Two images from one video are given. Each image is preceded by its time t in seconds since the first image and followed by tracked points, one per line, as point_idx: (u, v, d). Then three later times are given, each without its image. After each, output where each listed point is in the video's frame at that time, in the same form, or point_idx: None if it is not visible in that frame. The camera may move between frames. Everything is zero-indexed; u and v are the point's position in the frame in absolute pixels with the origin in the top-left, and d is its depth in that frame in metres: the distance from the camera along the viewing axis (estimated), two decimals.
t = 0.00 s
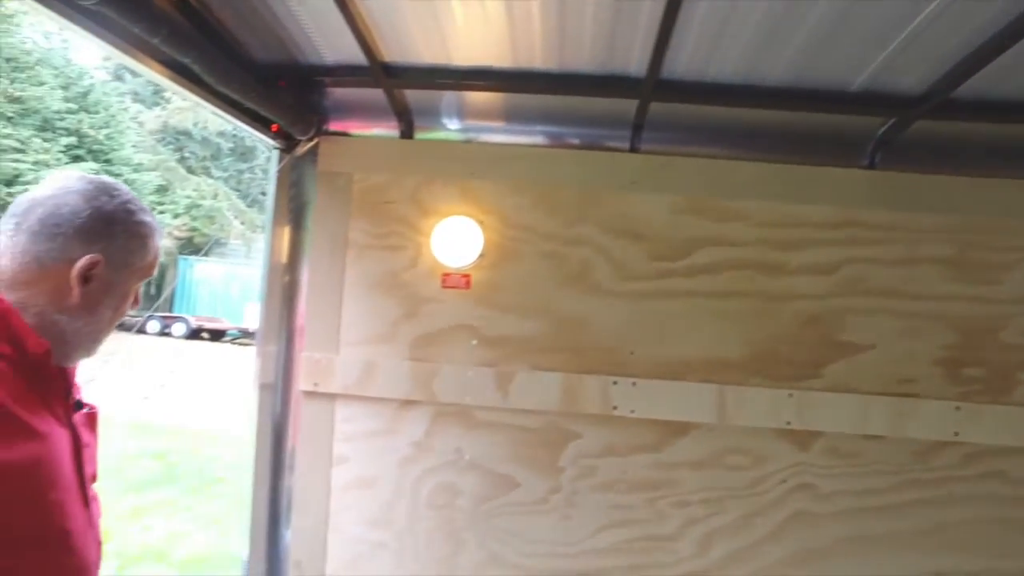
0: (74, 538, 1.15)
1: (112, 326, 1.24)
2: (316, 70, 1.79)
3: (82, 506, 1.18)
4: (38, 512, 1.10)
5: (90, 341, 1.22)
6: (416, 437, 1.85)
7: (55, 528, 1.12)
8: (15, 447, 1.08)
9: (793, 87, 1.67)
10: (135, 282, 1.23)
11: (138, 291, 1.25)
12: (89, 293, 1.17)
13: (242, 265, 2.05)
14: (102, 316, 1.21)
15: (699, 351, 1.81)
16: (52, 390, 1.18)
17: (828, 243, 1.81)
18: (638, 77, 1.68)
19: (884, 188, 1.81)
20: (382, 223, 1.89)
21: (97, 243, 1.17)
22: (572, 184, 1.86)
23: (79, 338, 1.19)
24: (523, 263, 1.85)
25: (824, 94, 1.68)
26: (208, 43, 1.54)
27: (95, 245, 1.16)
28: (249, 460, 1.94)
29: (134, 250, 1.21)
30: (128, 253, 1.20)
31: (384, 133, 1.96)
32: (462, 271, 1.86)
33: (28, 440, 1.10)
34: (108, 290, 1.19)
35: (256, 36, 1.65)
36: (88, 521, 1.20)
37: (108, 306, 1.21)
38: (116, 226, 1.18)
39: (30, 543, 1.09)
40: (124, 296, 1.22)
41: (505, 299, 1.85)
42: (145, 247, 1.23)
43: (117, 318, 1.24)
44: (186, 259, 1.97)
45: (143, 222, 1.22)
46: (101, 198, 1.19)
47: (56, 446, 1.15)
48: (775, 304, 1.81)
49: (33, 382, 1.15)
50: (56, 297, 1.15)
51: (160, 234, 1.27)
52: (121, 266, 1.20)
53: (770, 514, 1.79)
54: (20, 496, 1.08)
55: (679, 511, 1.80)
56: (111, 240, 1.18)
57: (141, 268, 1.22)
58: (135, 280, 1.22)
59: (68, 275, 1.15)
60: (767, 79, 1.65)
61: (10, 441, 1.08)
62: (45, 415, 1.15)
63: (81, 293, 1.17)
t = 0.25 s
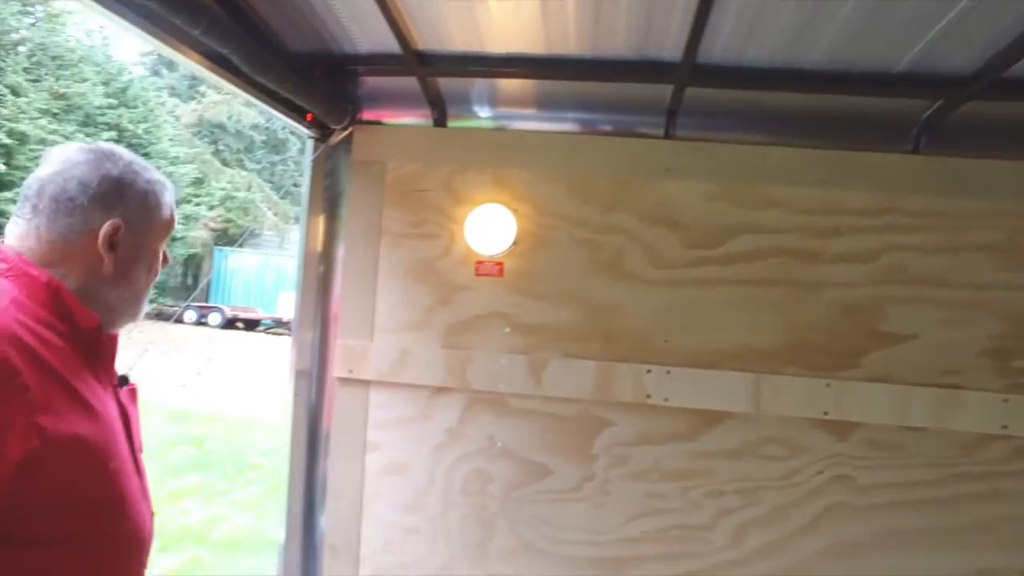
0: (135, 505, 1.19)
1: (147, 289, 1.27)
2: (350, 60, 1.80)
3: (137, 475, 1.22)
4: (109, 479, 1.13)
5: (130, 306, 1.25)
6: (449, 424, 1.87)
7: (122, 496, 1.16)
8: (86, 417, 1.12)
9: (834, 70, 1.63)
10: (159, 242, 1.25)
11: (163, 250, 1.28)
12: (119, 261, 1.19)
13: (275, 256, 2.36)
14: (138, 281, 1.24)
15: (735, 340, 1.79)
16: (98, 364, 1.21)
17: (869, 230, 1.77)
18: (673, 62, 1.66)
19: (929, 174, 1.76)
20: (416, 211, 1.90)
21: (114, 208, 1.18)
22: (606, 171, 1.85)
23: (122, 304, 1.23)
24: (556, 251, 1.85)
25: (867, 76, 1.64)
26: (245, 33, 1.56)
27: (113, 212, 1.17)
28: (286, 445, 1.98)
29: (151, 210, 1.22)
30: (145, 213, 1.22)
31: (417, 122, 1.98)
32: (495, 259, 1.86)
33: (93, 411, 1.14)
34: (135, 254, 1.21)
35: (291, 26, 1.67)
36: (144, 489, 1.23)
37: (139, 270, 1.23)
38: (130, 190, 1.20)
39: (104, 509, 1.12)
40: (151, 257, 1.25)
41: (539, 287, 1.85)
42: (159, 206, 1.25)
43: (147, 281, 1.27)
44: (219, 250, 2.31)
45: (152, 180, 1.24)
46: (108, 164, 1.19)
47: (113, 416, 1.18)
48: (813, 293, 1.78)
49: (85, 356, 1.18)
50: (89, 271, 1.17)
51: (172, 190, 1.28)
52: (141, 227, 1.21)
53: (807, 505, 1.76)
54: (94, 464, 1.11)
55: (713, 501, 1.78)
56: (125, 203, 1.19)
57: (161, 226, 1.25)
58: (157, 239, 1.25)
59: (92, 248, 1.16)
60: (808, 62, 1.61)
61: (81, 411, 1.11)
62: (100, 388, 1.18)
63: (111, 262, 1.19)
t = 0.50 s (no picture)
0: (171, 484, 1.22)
1: (161, 258, 1.29)
2: (373, 51, 1.81)
3: (169, 456, 1.25)
4: (148, 457, 1.16)
5: (148, 277, 1.28)
6: (472, 414, 1.87)
7: (160, 473, 1.18)
8: (122, 400, 1.14)
9: (864, 56, 1.60)
10: (159, 211, 1.26)
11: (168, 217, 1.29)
12: (126, 235, 1.20)
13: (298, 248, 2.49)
14: (150, 251, 1.26)
15: (760, 331, 1.77)
16: (123, 350, 1.24)
17: (899, 220, 1.74)
18: (699, 50, 1.64)
19: (962, 162, 1.72)
20: (440, 201, 1.91)
21: (107, 182, 1.18)
22: (630, 161, 1.83)
23: (141, 275, 1.25)
24: (579, 241, 1.84)
25: (898, 62, 1.61)
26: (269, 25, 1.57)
27: (108, 187, 1.18)
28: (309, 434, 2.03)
29: (145, 178, 1.23)
30: (139, 182, 1.22)
31: (442, 112, 1.99)
32: (518, 250, 1.86)
33: (127, 394, 1.16)
34: (138, 225, 1.22)
35: (316, 18, 1.68)
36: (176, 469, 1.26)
37: (147, 241, 1.25)
38: (119, 162, 1.19)
39: (145, 486, 1.15)
40: (155, 225, 1.26)
41: (562, 277, 1.85)
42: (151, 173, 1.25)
43: (158, 251, 1.28)
44: (247, 243, 2.37)
45: (139, 148, 1.23)
46: (91, 140, 1.18)
47: (144, 399, 1.21)
48: (841, 284, 1.75)
49: (112, 342, 1.21)
50: (100, 251, 1.18)
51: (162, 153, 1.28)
52: (137, 197, 1.22)
53: (833, 500, 1.74)
54: (134, 444, 1.14)
55: (737, 494, 1.77)
56: (117, 176, 1.19)
57: (159, 192, 1.25)
58: (158, 206, 1.25)
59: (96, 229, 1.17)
60: (837, 49, 1.58)
61: (118, 394, 1.14)
62: (129, 372, 1.21)
63: (118, 238, 1.20)
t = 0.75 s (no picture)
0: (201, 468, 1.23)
1: (176, 234, 1.28)
2: (393, 41, 1.81)
3: (196, 440, 1.26)
4: (178, 440, 1.17)
5: (166, 253, 1.28)
6: (492, 405, 1.88)
7: (190, 456, 1.20)
8: (150, 385, 1.15)
9: (892, 42, 1.57)
10: (167, 188, 1.24)
11: (175, 192, 1.27)
12: (135, 216, 1.19)
13: (321, 239, 2.57)
14: (162, 229, 1.25)
15: (783, 323, 1.75)
16: (149, 336, 1.24)
17: (928, 210, 1.70)
18: (722, 38, 1.62)
19: (994, 151, 1.68)
20: (460, 192, 1.91)
21: (107, 165, 1.16)
22: (651, 152, 1.82)
23: (158, 254, 1.25)
24: (600, 232, 1.84)
25: (928, 49, 1.57)
26: (290, 17, 1.58)
27: (109, 170, 1.16)
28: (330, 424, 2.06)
29: (148, 157, 1.20)
30: (139, 160, 1.19)
31: (462, 103, 1.97)
32: (539, 240, 1.86)
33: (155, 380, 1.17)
34: (145, 204, 1.21)
35: (337, 9, 1.68)
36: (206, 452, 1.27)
37: (158, 219, 1.24)
38: (119, 143, 1.17)
39: (177, 469, 1.16)
40: (164, 202, 1.24)
41: (582, 268, 1.84)
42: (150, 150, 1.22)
43: (172, 227, 1.27)
44: (270, 236, 2.36)
45: (136, 126, 1.20)
46: (86, 125, 1.15)
47: (171, 384, 1.22)
48: (867, 275, 1.72)
49: (139, 328, 1.21)
50: (113, 237, 1.18)
51: (158, 127, 1.24)
52: (140, 175, 1.19)
53: (857, 494, 1.72)
54: (164, 429, 1.15)
55: (758, 487, 1.75)
56: (118, 158, 1.17)
57: (162, 168, 1.22)
58: (163, 183, 1.23)
59: (105, 214, 1.16)
60: (864, 35, 1.55)
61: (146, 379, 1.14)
62: (155, 358, 1.21)
63: (128, 220, 1.19)
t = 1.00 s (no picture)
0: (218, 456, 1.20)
1: (189, 220, 1.25)
2: (408, 32, 1.81)
3: (213, 430, 1.24)
4: (196, 429, 1.14)
5: (180, 240, 1.25)
6: (506, 396, 1.88)
7: (207, 445, 1.17)
8: (168, 372, 1.11)
9: (916, 30, 1.54)
10: (179, 174, 1.22)
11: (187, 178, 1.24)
12: (147, 203, 1.16)
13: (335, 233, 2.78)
14: (176, 215, 1.22)
15: (800, 316, 1.73)
16: (162, 323, 1.21)
17: (950, 201, 1.67)
18: (741, 26, 1.60)
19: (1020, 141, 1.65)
20: (474, 183, 1.91)
21: (117, 153, 1.13)
22: (668, 142, 1.80)
23: (172, 241, 1.23)
24: (616, 223, 1.83)
25: (952, 36, 1.54)
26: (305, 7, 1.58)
27: (119, 157, 1.13)
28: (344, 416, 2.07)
29: (158, 143, 1.17)
30: (149, 147, 1.16)
31: (478, 94, 1.97)
32: (553, 232, 1.85)
33: (171, 367, 1.13)
34: (158, 191, 1.18)
35: None
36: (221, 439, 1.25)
37: (171, 205, 1.21)
38: (127, 130, 1.14)
39: (194, 457, 1.14)
40: (176, 188, 1.21)
41: (597, 260, 1.83)
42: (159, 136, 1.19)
43: (184, 213, 1.25)
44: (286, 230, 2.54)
45: (145, 112, 1.17)
46: (95, 114, 1.12)
47: (187, 372, 1.18)
48: (887, 268, 1.70)
49: (152, 315, 1.17)
50: (127, 225, 1.15)
51: (167, 113, 1.21)
52: (152, 162, 1.16)
53: (875, 489, 1.70)
54: (181, 418, 1.11)
55: (774, 480, 1.74)
56: (127, 145, 1.14)
57: (173, 154, 1.19)
58: (174, 169, 1.20)
59: (117, 203, 1.13)
60: (886, 22, 1.52)
61: (163, 367, 1.11)
62: (170, 345, 1.18)
63: (140, 208, 1.16)
